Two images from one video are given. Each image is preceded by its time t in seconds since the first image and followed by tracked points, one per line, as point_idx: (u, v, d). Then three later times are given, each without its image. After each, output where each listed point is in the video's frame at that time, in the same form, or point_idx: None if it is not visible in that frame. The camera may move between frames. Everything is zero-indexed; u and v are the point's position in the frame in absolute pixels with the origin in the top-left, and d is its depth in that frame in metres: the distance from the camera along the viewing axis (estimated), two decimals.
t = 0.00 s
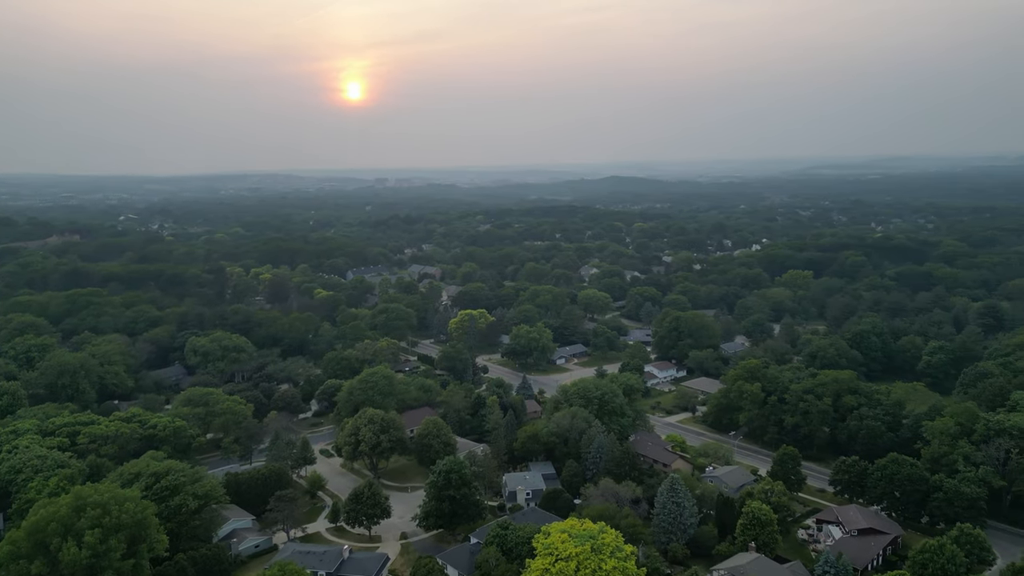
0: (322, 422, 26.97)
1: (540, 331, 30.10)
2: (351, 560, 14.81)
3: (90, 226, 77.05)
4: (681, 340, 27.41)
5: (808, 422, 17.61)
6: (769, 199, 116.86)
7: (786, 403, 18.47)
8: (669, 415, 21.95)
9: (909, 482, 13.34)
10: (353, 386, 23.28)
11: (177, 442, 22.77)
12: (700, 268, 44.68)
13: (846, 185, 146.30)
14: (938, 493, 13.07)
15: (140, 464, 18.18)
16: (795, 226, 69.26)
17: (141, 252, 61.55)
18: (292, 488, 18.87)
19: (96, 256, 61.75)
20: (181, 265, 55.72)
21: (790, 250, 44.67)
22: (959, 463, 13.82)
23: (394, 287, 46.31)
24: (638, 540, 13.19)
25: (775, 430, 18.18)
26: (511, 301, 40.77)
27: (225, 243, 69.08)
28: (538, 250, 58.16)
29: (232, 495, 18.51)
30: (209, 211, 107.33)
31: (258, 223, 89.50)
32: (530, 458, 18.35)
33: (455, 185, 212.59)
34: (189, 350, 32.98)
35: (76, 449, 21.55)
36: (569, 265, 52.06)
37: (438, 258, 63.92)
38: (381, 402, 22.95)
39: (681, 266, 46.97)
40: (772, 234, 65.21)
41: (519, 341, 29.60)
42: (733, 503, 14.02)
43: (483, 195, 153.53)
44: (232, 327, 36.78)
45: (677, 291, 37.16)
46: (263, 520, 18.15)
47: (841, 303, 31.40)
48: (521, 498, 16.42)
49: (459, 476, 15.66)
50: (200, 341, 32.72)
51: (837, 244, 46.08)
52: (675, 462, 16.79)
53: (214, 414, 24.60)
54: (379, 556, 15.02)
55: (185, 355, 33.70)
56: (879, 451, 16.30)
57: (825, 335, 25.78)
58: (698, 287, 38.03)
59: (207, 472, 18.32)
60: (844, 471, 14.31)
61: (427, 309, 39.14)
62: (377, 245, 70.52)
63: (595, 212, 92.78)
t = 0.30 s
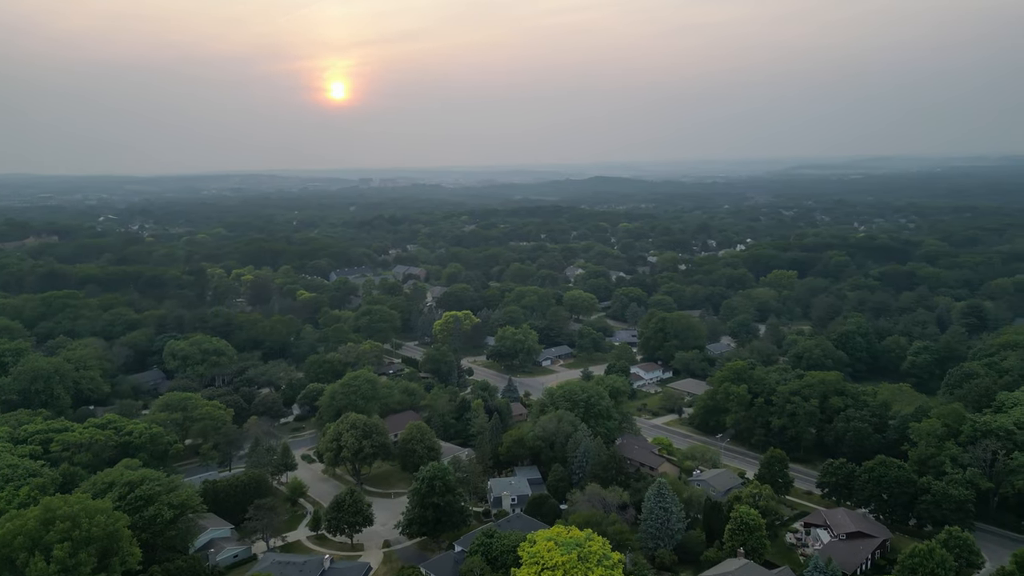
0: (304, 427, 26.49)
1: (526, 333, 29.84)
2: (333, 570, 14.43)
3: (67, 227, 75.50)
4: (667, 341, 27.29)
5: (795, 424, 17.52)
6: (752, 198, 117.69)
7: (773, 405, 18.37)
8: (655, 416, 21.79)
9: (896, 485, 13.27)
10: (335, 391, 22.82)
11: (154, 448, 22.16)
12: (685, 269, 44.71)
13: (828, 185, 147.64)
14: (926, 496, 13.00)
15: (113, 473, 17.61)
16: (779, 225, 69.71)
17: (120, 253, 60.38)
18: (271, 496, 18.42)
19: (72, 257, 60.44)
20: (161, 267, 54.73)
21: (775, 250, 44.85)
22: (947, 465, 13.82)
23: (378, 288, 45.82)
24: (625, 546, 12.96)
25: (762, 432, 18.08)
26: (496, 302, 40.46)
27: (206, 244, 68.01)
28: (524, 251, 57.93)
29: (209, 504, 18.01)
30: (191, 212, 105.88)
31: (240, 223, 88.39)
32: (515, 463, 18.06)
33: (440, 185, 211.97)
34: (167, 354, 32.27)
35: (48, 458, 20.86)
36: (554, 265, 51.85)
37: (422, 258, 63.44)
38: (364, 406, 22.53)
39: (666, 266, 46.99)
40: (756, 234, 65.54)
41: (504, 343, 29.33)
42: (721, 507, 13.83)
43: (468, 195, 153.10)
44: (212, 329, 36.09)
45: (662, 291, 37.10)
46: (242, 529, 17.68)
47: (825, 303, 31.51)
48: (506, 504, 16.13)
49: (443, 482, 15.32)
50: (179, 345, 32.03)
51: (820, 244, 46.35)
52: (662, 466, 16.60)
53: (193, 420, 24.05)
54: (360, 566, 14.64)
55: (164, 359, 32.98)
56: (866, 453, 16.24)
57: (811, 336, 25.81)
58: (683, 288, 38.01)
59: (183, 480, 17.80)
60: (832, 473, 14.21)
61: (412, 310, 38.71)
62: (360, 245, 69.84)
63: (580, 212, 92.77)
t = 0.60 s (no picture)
0: (284, 432, 25.96)
1: (510, 335, 29.56)
2: None
3: (41, 228, 73.83)
4: (652, 342, 27.17)
5: (781, 426, 17.45)
6: (735, 198, 118.48)
7: (759, 407, 18.30)
8: (640, 419, 21.62)
9: (883, 487, 13.20)
10: (315, 395, 22.34)
11: (128, 456, 21.51)
12: (669, 269, 44.74)
13: (810, 185, 148.86)
14: (913, 499, 12.92)
15: (84, 484, 17.05)
16: (762, 225, 70.15)
17: (96, 255, 59.13)
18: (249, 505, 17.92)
19: (46, 258, 59.04)
20: (138, 269, 53.62)
21: (758, 250, 45.00)
22: (934, 467, 13.85)
23: (360, 289, 45.28)
24: (612, 555, 12.68)
25: (748, 435, 17.98)
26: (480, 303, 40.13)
27: (186, 245, 66.89)
28: (508, 251, 57.63)
29: (184, 514, 17.48)
30: (171, 212, 104.38)
31: (220, 224, 87.15)
32: (500, 468, 17.75)
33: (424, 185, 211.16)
34: (143, 359, 31.50)
35: (18, 466, 20.06)
36: (538, 266, 51.61)
37: (406, 259, 62.90)
38: (345, 411, 22.09)
39: (651, 267, 46.98)
40: (739, 234, 65.85)
41: (488, 345, 29.02)
42: (708, 512, 13.64)
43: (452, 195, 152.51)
44: (190, 333, 35.35)
45: (647, 292, 37.01)
46: (219, 539, 17.17)
47: (809, 302, 31.60)
48: (490, 511, 15.80)
49: (425, 490, 14.97)
50: (156, 349, 31.30)
51: (803, 244, 46.60)
52: (648, 470, 16.42)
53: (168, 427, 23.36)
54: None
55: (140, 364, 32.22)
56: (852, 455, 16.20)
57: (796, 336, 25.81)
58: (668, 288, 37.98)
59: (156, 490, 17.26)
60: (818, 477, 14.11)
61: (395, 312, 38.25)
62: (343, 246, 69.09)
63: (565, 212, 92.70)
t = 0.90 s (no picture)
0: (265, 438, 25.47)
1: (496, 336, 29.28)
2: None
3: (17, 229, 72.22)
4: (638, 343, 27.04)
5: (768, 428, 17.37)
6: (720, 199, 119.18)
7: (746, 409, 18.20)
8: (627, 421, 21.45)
9: (872, 490, 13.13)
10: (296, 400, 21.84)
11: (103, 464, 20.88)
12: (655, 269, 44.70)
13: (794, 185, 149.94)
14: (902, 502, 12.87)
15: (56, 494, 16.45)
16: (746, 226, 70.52)
17: (73, 257, 57.92)
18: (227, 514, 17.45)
19: (22, 259, 57.69)
20: (116, 270, 52.58)
21: (743, 250, 45.13)
22: (922, 470, 13.93)
23: (344, 291, 44.74)
24: (600, 563, 12.44)
25: (735, 437, 17.89)
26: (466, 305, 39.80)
27: (166, 246, 65.81)
28: (493, 252, 57.34)
29: (160, 524, 16.98)
30: (152, 213, 102.93)
31: (202, 224, 85.92)
32: (485, 473, 17.44)
33: (409, 185, 210.36)
34: (121, 363, 30.78)
35: None
36: (524, 267, 51.38)
37: (391, 259, 62.36)
38: (328, 415, 21.66)
39: (637, 267, 46.95)
40: (724, 234, 66.12)
41: (474, 347, 28.72)
42: (696, 517, 13.45)
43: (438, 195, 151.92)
44: (170, 336, 34.64)
45: (633, 293, 36.90)
46: (196, 549, 16.69)
47: (794, 302, 31.66)
48: (476, 517, 15.49)
49: (408, 497, 14.63)
50: (134, 352, 30.61)
51: (788, 244, 46.82)
52: (635, 474, 16.22)
53: (146, 433, 22.77)
54: None
55: (117, 368, 31.49)
56: (840, 457, 16.14)
57: (782, 337, 25.79)
58: (654, 288, 37.90)
59: (131, 500, 16.73)
60: (807, 480, 14.02)
61: (379, 314, 37.79)
62: (327, 247, 68.39)
63: (550, 212, 92.60)
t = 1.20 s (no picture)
0: (244, 444, 24.91)
1: (480, 339, 28.97)
2: None
3: None
4: (624, 345, 26.88)
5: (754, 430, 17.26)
6: (703, 199, 119.84)
7: (732, 411, 18.10)
8: (612, 424, 21.26)
9: (860, 494, 13.11)
10: (276, 405, 21.33)
11: (75, 473, 20.19)
12: (639, 270, 44.65)
13: (776, 185, 151.11)
14: (890, 505, 12.80)
15: (23, 506, 15.79)
16: (730, 226, 70.87)
17: (48, 258, 56.56)
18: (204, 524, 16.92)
19: None
20: (92, 272, 51.44)
21: (727, 250, 45.23)
22: (909, 472, 14.02)
23: (326, 293, 44.13)
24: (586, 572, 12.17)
25: (722, 440, 17.77)
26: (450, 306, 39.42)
27: (145, 248, 64.63)
28: (477, 252, 56.98)
29: (132, 536, 16.43)
30: (131, 213, 101.10)
31: (182, 225, 84.59)
32: (469, 479, 17.10)
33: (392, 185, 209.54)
34: (95, 367, 29.99)
35: None
36: (508, 268, 51.10)
37: (374, 260, 61.78)
38: (308, 421, 21.18)
39: (621, 268, 46.90)
40: (707, 234, 66.38)
41: (458, 349, 28.37)
42: (683, 523, 13.25)
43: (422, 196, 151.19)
44: (147, 339, 33.85)
45: (618, 294, 36.77)
46: (170, 561, 16.16)
47: (778, 303, 31.74)
48: (460, 525, 15.12)
49: (390, 506, 14.26)
50: (109, 357, 29.83)
51: (771, 244, 47.01)
52: (621, 479, 16.02)
53: (120, 441, 22.12)
54: None
55: (92, 373, 30.66)
56: (826, 459, 16.07)
57: (767, 338, 25.78)
58: (639, 289, 37.80)
59: (102, 511, 16.17)
60: (794, 483, 13.94)
61: (362, 316, 37.30)
62: (310, 248, 67.58)
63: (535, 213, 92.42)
